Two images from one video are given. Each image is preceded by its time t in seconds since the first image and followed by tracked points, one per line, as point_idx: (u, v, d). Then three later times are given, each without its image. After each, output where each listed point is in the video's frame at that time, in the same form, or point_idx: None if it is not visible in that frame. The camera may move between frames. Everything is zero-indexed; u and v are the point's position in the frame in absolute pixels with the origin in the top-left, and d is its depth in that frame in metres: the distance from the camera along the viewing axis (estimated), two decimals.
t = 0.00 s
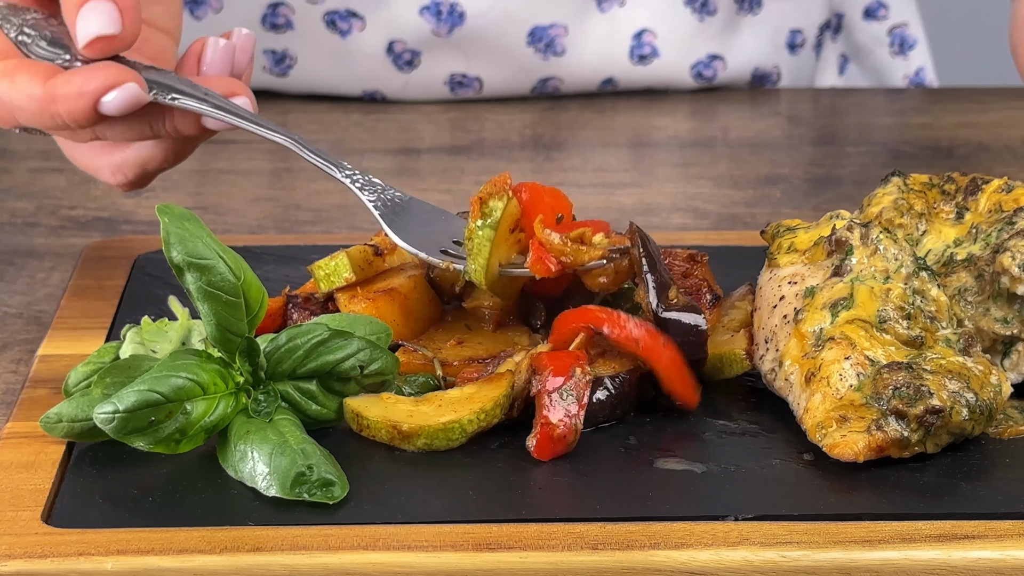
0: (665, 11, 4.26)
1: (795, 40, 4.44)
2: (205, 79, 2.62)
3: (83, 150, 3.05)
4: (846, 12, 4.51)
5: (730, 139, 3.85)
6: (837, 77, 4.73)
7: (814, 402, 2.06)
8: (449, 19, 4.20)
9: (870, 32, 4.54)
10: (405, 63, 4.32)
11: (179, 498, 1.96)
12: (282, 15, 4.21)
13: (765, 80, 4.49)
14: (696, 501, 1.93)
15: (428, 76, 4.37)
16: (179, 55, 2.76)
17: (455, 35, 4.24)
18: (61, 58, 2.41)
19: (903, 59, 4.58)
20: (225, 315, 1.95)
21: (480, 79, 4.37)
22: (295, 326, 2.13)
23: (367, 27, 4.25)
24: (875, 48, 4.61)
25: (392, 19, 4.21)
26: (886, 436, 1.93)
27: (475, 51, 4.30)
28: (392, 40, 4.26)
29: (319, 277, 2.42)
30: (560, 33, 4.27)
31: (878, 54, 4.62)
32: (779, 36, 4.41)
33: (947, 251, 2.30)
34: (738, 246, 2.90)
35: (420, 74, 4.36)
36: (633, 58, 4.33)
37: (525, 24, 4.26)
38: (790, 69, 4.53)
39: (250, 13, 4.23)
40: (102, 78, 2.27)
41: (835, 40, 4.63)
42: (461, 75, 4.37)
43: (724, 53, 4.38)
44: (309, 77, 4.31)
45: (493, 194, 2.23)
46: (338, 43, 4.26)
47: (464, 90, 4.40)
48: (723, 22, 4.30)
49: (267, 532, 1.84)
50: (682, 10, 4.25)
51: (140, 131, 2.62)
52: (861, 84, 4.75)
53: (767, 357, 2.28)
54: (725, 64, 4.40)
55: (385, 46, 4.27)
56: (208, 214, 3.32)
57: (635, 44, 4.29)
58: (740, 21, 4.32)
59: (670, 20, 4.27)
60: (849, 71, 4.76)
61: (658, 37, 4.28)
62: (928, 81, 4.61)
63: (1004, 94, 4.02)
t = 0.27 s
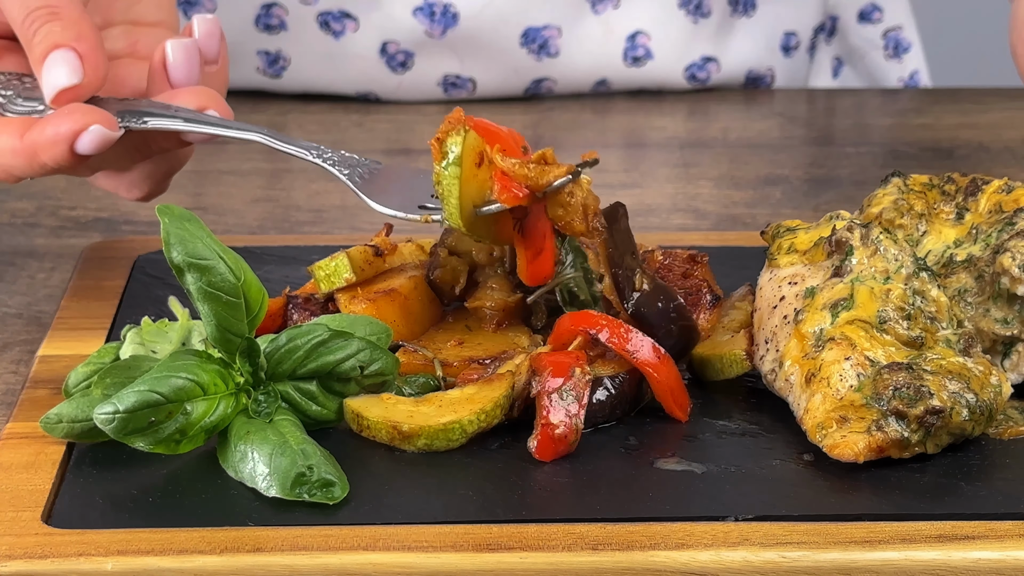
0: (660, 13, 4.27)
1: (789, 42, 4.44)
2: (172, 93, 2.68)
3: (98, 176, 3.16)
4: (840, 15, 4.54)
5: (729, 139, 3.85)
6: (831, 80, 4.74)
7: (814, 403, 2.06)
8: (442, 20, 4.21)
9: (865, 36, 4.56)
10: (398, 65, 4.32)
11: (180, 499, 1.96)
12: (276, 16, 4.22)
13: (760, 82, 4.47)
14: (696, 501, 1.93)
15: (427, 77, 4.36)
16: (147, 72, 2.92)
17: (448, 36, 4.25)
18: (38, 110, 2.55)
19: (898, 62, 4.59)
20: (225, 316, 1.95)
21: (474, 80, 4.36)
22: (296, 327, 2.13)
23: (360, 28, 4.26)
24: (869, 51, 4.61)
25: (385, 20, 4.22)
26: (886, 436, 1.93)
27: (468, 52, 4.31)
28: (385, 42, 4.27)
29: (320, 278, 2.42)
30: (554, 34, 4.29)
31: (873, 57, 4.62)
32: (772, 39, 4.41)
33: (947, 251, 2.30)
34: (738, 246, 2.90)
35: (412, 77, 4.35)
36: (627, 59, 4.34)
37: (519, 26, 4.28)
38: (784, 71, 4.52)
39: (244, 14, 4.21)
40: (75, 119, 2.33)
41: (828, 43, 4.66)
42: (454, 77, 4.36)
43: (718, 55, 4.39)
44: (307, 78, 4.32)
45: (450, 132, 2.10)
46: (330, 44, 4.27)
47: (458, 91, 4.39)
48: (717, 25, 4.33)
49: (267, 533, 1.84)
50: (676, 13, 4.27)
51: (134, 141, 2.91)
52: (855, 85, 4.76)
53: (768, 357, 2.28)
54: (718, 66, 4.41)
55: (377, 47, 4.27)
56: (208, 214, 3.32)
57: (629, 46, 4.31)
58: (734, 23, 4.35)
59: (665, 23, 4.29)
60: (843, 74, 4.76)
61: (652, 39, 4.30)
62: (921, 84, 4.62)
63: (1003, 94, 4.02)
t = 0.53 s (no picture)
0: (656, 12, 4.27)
1: (788, 43, 4.40)
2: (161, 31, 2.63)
3: (77, 91, 3.19)
4: (838, 16, 4.51)
5: (729, 139, 3.85)
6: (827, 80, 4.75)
7: (814, 402, 2.06)
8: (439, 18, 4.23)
9: (863, 36, 4.53)
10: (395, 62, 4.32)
11: (180, 499, 1.96)
12: (273, 12, 4.24)
13: (756, 83, 4.47)
14: (696, 501, 1.93)
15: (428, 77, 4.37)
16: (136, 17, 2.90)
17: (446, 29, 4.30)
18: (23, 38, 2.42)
19: (895, 62, 4.59)
20: (225, 315, 1.95)
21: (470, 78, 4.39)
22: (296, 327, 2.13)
23: (357, 26, 4.28)
24: (867, 52, 4.59)
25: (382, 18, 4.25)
26: (886, 437, 1.93)
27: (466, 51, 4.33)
28: (382, 39, 4.30)
29: (319, 278, 2.42)
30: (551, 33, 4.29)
31: (870, 58, 4.61)
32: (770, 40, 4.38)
33: (947, 251, 2.30)
34: (737, 246, 2.91)
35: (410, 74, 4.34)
36: (625, 58, 4.35)
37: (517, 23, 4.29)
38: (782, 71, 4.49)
39: (242, 9, 4.24)
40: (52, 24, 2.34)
41: (826, 43, 4.65)
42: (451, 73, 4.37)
43: (715, 55, 4.40)
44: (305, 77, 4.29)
45: (440, 7, 1.93)
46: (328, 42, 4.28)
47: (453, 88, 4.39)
48: (715, 25, 4.31)
49: (267, 533, 1.84)
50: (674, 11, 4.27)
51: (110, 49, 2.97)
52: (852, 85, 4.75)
53: (767, 357, 2.28)
54: (715, 65, 4.42)
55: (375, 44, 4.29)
56: (208, 214, 3.32)
57: (628, 45, 4.32)
58: (733, 23, 4.33)
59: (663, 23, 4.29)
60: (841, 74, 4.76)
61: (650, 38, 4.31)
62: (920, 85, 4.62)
63: (1003, 94, 4.02)
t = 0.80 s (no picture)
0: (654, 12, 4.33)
1: (783, 44, 4.47)
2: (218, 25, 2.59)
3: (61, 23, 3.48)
4: (834, 19, 4.52)
5: (729, 139, 3.85)
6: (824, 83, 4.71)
7: (814, 402, 2.06)
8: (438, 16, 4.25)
9: (860, 40, 4.54)
10: (393, 60, 4.35)
11: (180, 499, 1.96)
12: (272, 8, 4.27)
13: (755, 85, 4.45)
14: (696, 501, 1.93)
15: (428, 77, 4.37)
16: None
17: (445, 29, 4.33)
18: None
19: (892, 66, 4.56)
20: (225, 315, 1.95)
21: (468, 76, 4.38)
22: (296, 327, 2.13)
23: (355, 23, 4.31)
24: (864, 55, 4.58)
25: (382, 17, 4.30)
26: (886, 436, 1.94)
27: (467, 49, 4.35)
28: (382, 36, 4.33)
29: (319, 278, 2.42)
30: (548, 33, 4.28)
31: (867, 62, 4.58)
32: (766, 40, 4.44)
33: (947, 252, 2.30)
34: (737, 246, 2.90)
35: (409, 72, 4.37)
36: (624, 59, 4.36)
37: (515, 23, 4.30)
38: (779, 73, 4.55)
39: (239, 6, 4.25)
40: None
41: (823, 46, 4.63)
42: (450, 73, 4.38)
43: (712, 55, 4.40)
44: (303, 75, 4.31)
45: None
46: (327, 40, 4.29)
47: (453, 88, 4.39)
48: (712, 25, 4.36)
49: (267, 533, 1.84)
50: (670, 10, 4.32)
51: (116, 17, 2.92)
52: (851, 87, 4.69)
53: (767, 357, 2.28)
54: (713, 66, 4.41)
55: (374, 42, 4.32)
56: (208, 214, 3.32)
57: (626, 45, 4.36)
58: (729, 24, 4.38)
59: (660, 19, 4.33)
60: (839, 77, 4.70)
61: (647, 38, 4.35)
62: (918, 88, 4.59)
63: (1003, 94, 4.02)
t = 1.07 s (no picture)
0: (654, 14, 4.30)
1: (782, 46, 4.51)
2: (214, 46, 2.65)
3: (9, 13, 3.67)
4: (833, 22, 4.54)
5: (729, 139, 3.85)
6: (822, 84, 4.74)
7: (814, 402, 2.06)
8: (441, 18, 4.27)
9: (859, 42, 4.57)
10: (396, 63, 4.33)
11: (180, 499, 1.96)
12: (275, 10, 4.23)
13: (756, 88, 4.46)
14: (696, 500, 1.93)
15: (428, 77, 4.37)
16: None
17: (447, 32, 4.30)
18: None
19: (891, 67, 4.60)
20: (225, 315, 1.95)
21: (470, 80, 4.38)
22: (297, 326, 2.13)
23: (358, 25, 4.29)
24: (863, 57, 4.61)
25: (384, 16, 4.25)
26: (886, 436, 1.94)
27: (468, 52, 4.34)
28: (383, 39, 4.30)
29: (319, 278, 2.42)
30: (552, 34, 4.33)
31: (866, 63, 4.62)
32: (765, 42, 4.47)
33: (947, 252, 2.30)
34: (738, 246, 2.90)
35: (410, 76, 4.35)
36: (624, 60, 4.34)
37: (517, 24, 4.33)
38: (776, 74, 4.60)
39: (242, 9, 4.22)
40: None
41: (821, 48, 4.67)
42: (451, 76, 4.38)
43: (712, 56, 4.39)
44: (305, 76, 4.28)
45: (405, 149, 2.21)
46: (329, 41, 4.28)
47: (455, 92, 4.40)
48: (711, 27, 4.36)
49: (268, 532, 1.84)
50: (670, 12, 4.31)
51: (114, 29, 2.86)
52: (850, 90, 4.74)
53: (768, 357, 2.28)
54: (713, 67, 4.40)
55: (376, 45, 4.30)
56: (207, 213, 3.32)
57: (626, 46, 4.33)
58: (727, 26, 4.39)
59: (659, 23, 4.31)
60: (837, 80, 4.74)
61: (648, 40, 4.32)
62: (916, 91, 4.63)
63: (1004, 94, 4.02)
